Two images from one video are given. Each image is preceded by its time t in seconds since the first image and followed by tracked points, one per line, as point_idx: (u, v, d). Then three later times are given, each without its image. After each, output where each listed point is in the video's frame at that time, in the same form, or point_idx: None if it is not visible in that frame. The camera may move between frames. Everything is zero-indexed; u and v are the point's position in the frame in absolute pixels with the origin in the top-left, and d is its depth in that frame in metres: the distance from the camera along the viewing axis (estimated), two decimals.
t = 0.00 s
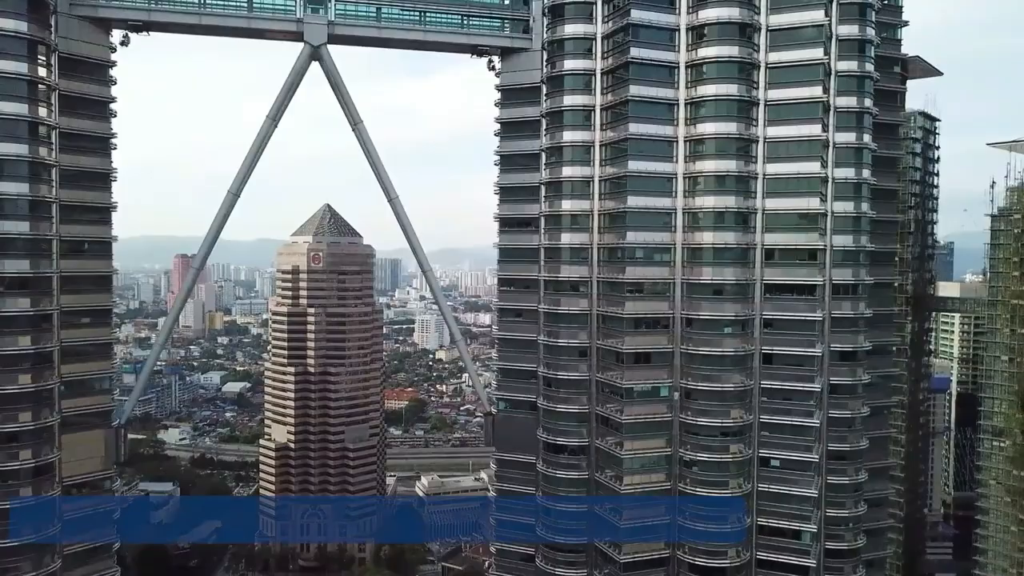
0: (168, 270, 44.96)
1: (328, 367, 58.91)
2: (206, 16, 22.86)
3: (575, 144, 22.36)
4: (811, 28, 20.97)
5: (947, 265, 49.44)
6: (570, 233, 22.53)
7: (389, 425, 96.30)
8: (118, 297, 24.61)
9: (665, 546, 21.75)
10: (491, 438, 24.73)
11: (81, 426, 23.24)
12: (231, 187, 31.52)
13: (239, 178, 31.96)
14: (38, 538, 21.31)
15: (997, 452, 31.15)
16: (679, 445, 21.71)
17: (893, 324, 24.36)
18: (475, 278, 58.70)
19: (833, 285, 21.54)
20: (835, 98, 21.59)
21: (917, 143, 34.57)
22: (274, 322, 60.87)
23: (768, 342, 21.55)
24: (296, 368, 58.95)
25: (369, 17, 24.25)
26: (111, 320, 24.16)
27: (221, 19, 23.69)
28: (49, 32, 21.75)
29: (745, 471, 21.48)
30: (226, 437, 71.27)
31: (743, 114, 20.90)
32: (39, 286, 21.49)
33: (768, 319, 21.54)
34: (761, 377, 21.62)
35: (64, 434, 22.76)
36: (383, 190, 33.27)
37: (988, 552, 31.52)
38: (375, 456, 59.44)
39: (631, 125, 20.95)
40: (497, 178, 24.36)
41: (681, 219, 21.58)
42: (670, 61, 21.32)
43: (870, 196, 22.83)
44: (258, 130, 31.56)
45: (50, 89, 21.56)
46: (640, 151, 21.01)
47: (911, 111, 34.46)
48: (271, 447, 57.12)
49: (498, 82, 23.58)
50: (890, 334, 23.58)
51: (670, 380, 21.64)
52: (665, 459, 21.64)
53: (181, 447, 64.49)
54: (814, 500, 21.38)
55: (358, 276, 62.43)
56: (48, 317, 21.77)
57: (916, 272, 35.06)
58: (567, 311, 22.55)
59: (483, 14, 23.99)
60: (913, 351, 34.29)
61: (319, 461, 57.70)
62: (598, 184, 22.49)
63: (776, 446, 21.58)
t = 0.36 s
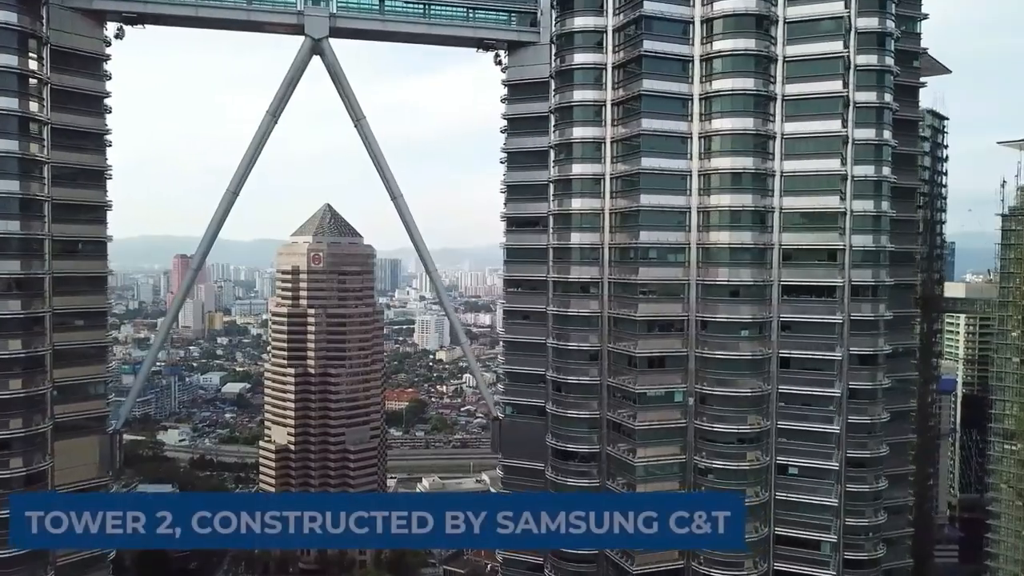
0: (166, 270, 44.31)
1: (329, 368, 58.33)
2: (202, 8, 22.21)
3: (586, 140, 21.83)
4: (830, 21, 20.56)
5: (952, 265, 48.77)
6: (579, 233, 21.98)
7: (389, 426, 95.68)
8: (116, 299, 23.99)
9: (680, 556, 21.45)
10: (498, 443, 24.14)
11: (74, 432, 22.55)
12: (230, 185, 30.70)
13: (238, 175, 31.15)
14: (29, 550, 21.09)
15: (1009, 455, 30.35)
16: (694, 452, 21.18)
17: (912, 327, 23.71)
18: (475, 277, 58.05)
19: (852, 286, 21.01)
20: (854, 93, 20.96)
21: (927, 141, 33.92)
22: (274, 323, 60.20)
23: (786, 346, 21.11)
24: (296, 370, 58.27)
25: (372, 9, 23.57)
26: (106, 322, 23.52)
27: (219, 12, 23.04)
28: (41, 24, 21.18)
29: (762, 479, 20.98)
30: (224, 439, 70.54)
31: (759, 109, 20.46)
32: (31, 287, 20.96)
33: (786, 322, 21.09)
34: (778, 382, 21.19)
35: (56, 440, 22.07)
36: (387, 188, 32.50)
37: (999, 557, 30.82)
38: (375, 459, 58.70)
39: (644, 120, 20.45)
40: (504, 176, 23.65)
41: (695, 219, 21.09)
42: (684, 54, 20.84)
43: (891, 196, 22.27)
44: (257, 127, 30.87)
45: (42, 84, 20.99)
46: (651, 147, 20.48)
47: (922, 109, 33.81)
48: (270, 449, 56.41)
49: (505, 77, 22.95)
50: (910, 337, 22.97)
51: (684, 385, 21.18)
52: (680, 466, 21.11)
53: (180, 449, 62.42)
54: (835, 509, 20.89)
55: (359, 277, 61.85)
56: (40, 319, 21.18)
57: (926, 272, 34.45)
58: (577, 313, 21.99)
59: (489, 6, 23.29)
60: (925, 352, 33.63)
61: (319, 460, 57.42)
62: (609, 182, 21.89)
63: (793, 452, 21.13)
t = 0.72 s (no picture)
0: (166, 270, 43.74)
1: (329, 369, 57.54)
2: None
3: (597, 136, 21.54)
4: (851, 12, 20.27)
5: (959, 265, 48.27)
6: (591, 232, 21.71)
7: (389, 426, 95.10)
8: (110, 301, 23.39)
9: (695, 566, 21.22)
10: (507, 448, 23.90)
11: (68, 439, 22.00)
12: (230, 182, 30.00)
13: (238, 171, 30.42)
14: (20, 560, 20.60)
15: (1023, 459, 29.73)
16: (709, 459, 20.93)
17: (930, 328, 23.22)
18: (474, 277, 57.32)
19: (873, 287, 20.55)
20: (874, 88, 20.31)
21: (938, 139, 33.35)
22: (274, 323, 59.51)
23: (805, 350, 20.76)
24: (296, 371, 57.60)
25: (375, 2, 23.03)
26: (101, 324, 22.90)
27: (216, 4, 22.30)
28: (32, 14, 20.49)
29: (779, 488, 20.61)
30: (224, 440, 70.02)
31: (778, 103, 20.17)
32: (22, 289, 20.33)
33: (805, 324, 20.73)
34: (797, 386, 20.79)
35: (49, 447, 21.51)
36: (391, 185, 31.85)
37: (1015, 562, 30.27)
38: (376, 461, 58.06)
39: (659, 115, 20.19)
40: (512, 173, 23.46)
41: (711, 216, 20.78)
42: (699, 47, 20.58)
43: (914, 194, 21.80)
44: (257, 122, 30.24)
45: (33, 77, 20.34)
46: (669, 142, 20.29)
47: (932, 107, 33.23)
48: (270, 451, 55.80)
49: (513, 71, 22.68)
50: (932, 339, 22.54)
51: (701, 390, 20.85)
52: (695, 472, 20.82)
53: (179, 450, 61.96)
54: (858, 518, 20.55)
55: (360, 277, 61.10)
56: (33, 321, 20.59)
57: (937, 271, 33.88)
58: (588, 315, 21.75)
59: None
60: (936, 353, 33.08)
61: (319, 461, 56.78)
62: (621, 181, 21.68)
63: (814, 459, 20.72)
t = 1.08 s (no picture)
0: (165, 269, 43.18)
1: (330, 369, 56.83)
2: None
3: (608, 128, 21.18)
4: None
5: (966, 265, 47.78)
6: (603, 228, 21.32)
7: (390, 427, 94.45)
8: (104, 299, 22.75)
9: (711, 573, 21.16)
10: (512, 450, 23.94)
11: (59, 443, 21.39)
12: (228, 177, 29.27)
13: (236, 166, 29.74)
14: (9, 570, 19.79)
15: None
16: (725, 464, 20.73)
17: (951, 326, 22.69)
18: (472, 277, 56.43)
19: (895, 284, 20.20)
20: (897, 78, 19.95)
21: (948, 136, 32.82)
22: (274, 323, 58.89)
23: (825, 350, 20.59)
24: (296, 371, 56.93)
25: None
26: (95, 325, 22.32)
27: None
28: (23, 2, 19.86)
29: (799, 492, 20.43)
30: (224, 440, 69.64)
31: (798, 94, 19.80)
32: (13, 287, 19.72)
33: (824, 323, 20.54)
34: (818, 389, 20.65)
35: (39, 452, 20.87)
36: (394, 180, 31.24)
37: None
38: (376, 462, 57.45)
39: (673, 106, 19.88)
40: (521, 169, 23.19)
41: (728, 212, 20.38)
42: (716, 35, 20.23)
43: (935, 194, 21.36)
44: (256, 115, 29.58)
45: (24, 67, 19.74)
46: (684, 135, 19.97)
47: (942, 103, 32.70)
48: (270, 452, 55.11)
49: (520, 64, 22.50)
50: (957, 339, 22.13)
51: (717, 392, 20.57)
52: (711, 476, 20.78)
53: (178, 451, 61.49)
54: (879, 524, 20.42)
55: (360, 277, 60.52)
56: (23, 321, 20.03)
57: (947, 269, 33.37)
58: (600, 314, 21.44)
59: None
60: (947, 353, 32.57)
61: (320, 461, 56.13)
62: (634, 176, 21.30)
63: (833, 463, 20.71)
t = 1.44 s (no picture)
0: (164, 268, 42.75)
1: (330, 370, 56.19)
2: None
3: (619, 119, 20.84)
4: None
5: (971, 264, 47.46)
6: (613, 222, 20.93)
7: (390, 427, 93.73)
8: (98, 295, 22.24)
9: None
10: (519, 452, 23.34)
11: (51, 444, 20.84)
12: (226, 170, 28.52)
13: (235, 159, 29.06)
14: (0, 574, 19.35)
15: None
16: (740, 466, 20.48)
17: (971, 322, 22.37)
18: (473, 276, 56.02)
19: (914, 281, 19.84)
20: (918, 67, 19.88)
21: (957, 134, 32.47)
22: (273, 322, 58.35)
23: (843, 347, 20.25)
24: (296, 372, 56.27)
25: None
26: (87, 323, 21.79)
27: None
28: None
29: (814, 495, 20.16)
30: (224, 441, 69.42)
31: (815, 82, 19.47)
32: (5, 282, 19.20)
33: (844, 320, 20.17)
34: (835, 388, 20.35)
35: (30, 454, 20.35)
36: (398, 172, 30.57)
37: None
38: (377, 462, 56.95)
39: (687, 95, 19.54)
40: (528, 162, 22.76)
41: (743, 205, 20.10)
42: (731, 23, 19.94)
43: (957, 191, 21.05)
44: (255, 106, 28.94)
45: (15, 54, 19.26)
46: (696, 125, 19.64)
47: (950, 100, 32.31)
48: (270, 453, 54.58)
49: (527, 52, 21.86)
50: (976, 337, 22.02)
51: (731, 392, 20.31)
52: (725, 478, 20.45)
53: (177, 452, 61.12)
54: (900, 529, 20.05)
55: (361, 276, 59.95)
56: (13, 318, 19.48)
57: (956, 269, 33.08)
58: (610, 311, 21.08)
59: None
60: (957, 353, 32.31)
61: (320, 461, 55.52)
62: (645, 170, 20.95)
63: (851, 465, 20.38)
